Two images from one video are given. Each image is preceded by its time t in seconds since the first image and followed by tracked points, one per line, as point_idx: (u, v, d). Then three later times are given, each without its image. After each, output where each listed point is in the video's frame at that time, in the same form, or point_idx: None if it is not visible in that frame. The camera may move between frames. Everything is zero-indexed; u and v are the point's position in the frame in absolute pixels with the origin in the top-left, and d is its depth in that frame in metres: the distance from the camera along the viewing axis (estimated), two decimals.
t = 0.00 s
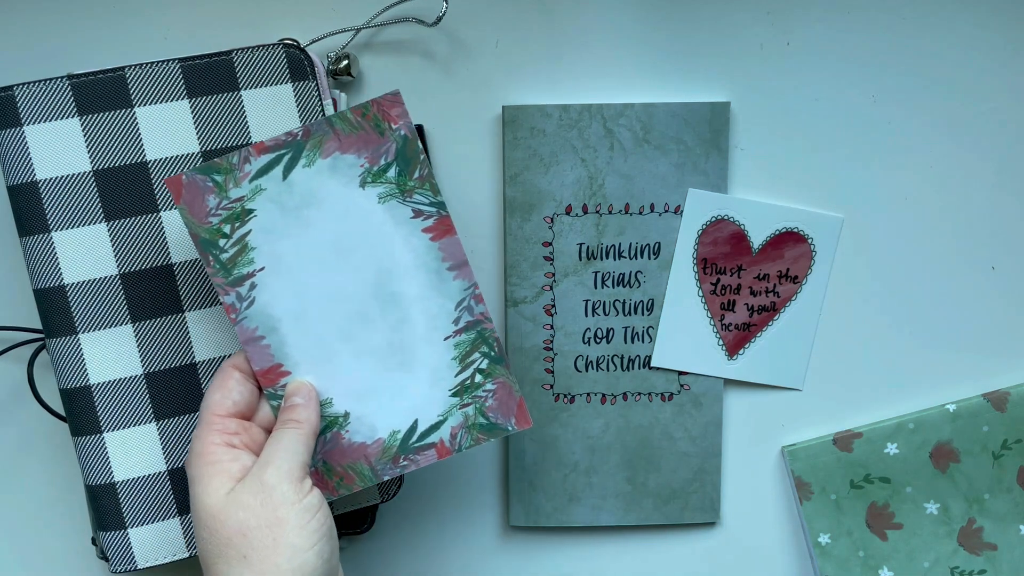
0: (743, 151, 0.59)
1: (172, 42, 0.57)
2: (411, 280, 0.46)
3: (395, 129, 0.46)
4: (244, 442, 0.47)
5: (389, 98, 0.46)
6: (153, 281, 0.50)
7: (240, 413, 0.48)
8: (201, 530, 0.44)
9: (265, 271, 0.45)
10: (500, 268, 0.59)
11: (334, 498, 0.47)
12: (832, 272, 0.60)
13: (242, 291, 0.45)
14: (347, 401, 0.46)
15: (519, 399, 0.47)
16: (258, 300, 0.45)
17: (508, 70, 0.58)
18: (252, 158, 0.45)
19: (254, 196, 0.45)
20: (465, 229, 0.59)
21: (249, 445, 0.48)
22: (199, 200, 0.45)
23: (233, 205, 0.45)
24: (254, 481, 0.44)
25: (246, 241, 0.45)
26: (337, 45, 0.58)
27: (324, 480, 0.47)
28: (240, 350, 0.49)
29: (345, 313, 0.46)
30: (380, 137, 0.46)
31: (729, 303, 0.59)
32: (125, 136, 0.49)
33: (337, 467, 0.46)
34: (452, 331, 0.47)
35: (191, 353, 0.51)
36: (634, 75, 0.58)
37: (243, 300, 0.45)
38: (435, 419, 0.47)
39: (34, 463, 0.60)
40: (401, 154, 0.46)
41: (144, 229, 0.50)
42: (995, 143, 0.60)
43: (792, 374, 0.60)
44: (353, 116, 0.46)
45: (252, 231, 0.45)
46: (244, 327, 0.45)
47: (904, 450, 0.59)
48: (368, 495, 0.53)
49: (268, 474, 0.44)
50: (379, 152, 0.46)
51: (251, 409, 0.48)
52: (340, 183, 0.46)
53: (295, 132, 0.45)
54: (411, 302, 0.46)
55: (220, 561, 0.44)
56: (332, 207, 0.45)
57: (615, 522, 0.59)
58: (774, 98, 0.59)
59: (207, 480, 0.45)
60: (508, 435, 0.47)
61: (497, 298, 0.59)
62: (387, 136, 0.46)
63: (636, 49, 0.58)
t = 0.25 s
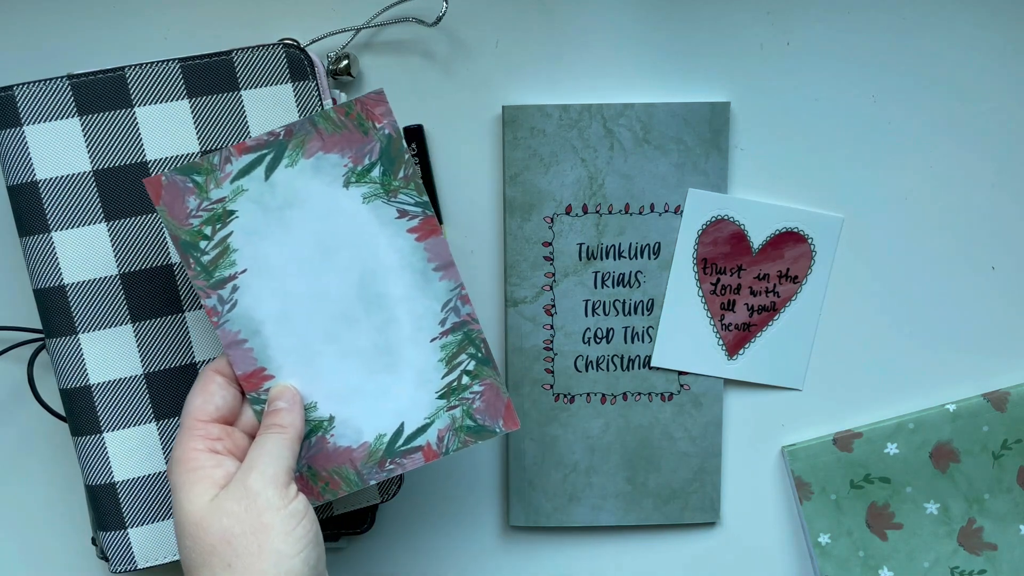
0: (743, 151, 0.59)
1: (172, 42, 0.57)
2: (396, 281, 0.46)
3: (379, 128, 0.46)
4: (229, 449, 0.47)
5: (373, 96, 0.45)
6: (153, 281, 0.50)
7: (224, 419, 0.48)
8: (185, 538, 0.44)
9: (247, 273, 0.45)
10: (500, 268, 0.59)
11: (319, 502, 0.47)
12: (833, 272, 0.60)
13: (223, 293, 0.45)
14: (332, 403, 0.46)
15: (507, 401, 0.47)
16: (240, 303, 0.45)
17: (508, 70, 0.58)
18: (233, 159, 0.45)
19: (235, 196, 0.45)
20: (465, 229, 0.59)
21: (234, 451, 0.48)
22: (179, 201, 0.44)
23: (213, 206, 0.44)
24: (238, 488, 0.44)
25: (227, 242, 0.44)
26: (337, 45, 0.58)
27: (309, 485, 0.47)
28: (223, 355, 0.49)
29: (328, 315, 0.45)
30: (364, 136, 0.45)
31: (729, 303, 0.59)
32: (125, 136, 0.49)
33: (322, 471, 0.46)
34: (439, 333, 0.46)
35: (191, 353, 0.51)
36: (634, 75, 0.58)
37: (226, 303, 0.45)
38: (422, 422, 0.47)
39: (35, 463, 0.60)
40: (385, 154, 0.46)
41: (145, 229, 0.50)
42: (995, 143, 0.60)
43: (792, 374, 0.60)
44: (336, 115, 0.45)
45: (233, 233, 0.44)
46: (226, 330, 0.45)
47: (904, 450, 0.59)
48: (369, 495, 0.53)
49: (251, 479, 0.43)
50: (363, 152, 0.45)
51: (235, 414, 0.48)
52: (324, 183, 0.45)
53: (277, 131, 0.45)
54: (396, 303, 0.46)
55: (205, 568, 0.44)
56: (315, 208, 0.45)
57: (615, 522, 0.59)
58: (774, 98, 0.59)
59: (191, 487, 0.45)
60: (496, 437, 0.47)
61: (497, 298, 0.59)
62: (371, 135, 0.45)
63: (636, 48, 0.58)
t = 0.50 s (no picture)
0: (742, 151, 0.59)
1: (172, 43, 0.57)
2: (406, 261, 0.46)
3: (383, 110, 0.46)
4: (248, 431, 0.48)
5: (375, 79, 0.46)
6: (153, 281, 0.50)
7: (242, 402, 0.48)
8: (206, 517, 0.44)
9: (262, 259, 0.45)
10: (500, 268, 0.59)
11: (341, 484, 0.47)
12: (833, 272, 0.60)
13: (240, 279, 0.45)
14: (350, 387, 0.46)
15: (522, 376, 0.47)
16: (256, 288, 0.45)
17: (508, 70, 0.58)
18: (242, 146, 0.45)
19: (246, 183, 0.45)
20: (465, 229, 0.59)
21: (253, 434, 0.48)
22: (192, 190, 0.44)
23: (225, 194, 0.45)
24: (259, 465, 0.44)
25: (241, 228, 0.45)
26: (337, 45, 0.58)
27: (329, 467, 0.46)
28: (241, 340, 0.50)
29: (343, 299, 0.45)
30: (369, 118, 0.46)
31: (729, 303, 0.59)
32: (125, 136, 0.49)
33: (342, 453, 0.46)
34: (451, 311, 0.46)
35: (191, 353, 0.51)
36: (634, 76, 0.58)
37: (242, 289, 0.45)
38: (438, 401, 0.47)
39: (35, 464, 0.60)
40: (390, 135, 0.46)
41: (145, 229, 0.50)
42: (995, 143, 0.60)
43: (792, 374, 0.60)
44: (341, 99, 0.46)
45: (247, 219, 0.45)
46: (243, 316, 0.45)
47: (904, 450, 0.59)
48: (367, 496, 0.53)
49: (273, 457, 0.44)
50: (368, 134, 0.46)
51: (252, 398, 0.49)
52: (332, 166, 0.45)
53: (283, 117, 0.45)
54: (407, 284, 0.46)
55: (225, 546, 0.43)
56: (326, 190, 0.45)
57: (615, 522, 0.59)
58: (773, 98, 0.59)
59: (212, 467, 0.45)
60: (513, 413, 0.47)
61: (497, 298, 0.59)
62: (375, 117, 0.46)
63: (636, 48, 0.58)
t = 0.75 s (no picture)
0: (742, 151, 0.59)
1: (172, 43, 0.57)
2: (519, 300, 0.42)
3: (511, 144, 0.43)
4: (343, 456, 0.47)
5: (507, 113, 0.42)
6: (153, 281, 0.50)
7: (339, 426, 0.48)
8: (294, 541, 0.44)
9: (377, 284, 0.42)
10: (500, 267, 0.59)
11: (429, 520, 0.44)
12: (832, 272, 0.60)
13: (351, 301, 0.42)
14: (446, 421, 0.43)
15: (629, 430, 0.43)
16: (366, 313, 0.42)
17: (508, 70, 0.58)
18: (368, 168, 0.42)
19: (368, 206, 0.42)
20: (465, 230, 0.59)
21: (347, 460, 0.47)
22: (315, 208, 0.42)
23: (347, 215, 0.42)
24: (350, 494, 0.43)
25: (359, 252, 0.42)
26: (337, 45, 0.58)
27: (419, 502, 0.44)
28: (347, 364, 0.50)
29: (451, 333, 0.42)
30: (495, 152, 0.42)
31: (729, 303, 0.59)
32: (124, 136, 0.49)
33: (432, 489, 0.44)
34: (559, 359, 0.42)
35: (190, 353, 0.50)
36: (634, 76, 0.58)
37: (352, 311, 0.42)
38: (535, 449, 0.43)
39: (35, 464, 0.60)
40: (517, 173, 0.43)
41: (144, 229, 0.50)
42: (995, 143, 0.60)
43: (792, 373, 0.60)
44: (471, 131, 0.42)
45: (365, 243, 0.42)
46: (350, 338, 0.42)
47: (904, 450, 0.59)
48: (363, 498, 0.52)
49: (365, 487, 0.42)
50: (494, 167, 0.42)
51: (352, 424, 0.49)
52: (456, 198, 0.42)
53: (413, 143, 0.42)
54: (521, 324, 0.42)
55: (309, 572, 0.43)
56: (449, 222, 0.42)
57: (615, 522, 0.60)
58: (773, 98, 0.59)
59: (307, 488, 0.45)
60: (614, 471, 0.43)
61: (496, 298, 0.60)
62: (502, 152, 0.42)
63: (636, 48, 0.58)
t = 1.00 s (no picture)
0: (742, 151, 0.59)
1: (172, 43, 0.57)
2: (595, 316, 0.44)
3: (603, 161, 0.44)
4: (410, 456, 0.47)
5: (604, 130, 0.44)
6: (153, 281, 0.50)
7: (408, 426, 0.48)
8: (360, 538, 0.43)
9: (455, 287, 0.44)
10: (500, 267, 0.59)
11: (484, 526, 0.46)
12: (832, 272, 0.60)
13: (429, 303, 0.44)
14: (515, 428, 0.45)
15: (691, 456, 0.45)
16: (442, 315, 0.44)
17: (508, 70, 0.58)
18: (459, 175, 0.44)
19: (454, 212, 0.44)
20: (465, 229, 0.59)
21: (414, 460, 0.47)
22: (403, 208, 0.44)
23: (433, 218, 0.44)
24: (420, 496, 0.42)
25: (441, 254, 0.44)
26: (337, 45, 0.58)
27: (478, 508, 0.45)
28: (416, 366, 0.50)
29: (526, 342, 0.44)
30: (589, 168, 0.44)
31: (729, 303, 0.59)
32: (124, 136, 0.49)
33: (493, 496, 0.45)
34: (630, 377, 0.44)
35: (190, 353, 0.50)
36: (634, 75, 0.58)
37: (429, 313, 0.44)
38: (600, 465, 0.45)
39: (35, 464, 0.60)
40: (605, 187, 0.44)
41: (144, 229, 0.50)
42: (995, 143, 0.60)
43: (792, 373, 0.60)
44: (565, 144, 0.44)
45: (449, 246, 0.44)
46: (424, 340, 0.44)
47: (904, 450, 0.59)
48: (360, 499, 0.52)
49: (432, 486, 0.42)
50: (585, 182, 0.44)
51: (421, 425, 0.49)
52: (541, 211, 0.44)
53: (506, 153, 0.44)
54: (595, 338, 0.44)
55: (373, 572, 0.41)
56: (530, 235, 0.44)
57: (614, 522, 0.59)
58: (773, 98, 0.59)
59: (372, 485, 0.44)
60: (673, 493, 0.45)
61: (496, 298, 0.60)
62: (595, 168, 0.44)
63: (636, 49, 0.58)
